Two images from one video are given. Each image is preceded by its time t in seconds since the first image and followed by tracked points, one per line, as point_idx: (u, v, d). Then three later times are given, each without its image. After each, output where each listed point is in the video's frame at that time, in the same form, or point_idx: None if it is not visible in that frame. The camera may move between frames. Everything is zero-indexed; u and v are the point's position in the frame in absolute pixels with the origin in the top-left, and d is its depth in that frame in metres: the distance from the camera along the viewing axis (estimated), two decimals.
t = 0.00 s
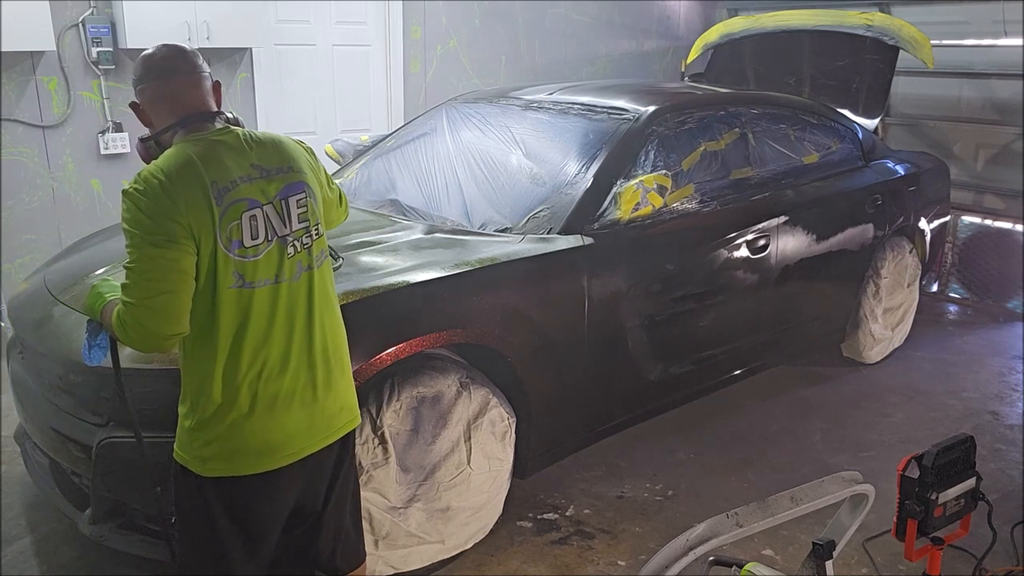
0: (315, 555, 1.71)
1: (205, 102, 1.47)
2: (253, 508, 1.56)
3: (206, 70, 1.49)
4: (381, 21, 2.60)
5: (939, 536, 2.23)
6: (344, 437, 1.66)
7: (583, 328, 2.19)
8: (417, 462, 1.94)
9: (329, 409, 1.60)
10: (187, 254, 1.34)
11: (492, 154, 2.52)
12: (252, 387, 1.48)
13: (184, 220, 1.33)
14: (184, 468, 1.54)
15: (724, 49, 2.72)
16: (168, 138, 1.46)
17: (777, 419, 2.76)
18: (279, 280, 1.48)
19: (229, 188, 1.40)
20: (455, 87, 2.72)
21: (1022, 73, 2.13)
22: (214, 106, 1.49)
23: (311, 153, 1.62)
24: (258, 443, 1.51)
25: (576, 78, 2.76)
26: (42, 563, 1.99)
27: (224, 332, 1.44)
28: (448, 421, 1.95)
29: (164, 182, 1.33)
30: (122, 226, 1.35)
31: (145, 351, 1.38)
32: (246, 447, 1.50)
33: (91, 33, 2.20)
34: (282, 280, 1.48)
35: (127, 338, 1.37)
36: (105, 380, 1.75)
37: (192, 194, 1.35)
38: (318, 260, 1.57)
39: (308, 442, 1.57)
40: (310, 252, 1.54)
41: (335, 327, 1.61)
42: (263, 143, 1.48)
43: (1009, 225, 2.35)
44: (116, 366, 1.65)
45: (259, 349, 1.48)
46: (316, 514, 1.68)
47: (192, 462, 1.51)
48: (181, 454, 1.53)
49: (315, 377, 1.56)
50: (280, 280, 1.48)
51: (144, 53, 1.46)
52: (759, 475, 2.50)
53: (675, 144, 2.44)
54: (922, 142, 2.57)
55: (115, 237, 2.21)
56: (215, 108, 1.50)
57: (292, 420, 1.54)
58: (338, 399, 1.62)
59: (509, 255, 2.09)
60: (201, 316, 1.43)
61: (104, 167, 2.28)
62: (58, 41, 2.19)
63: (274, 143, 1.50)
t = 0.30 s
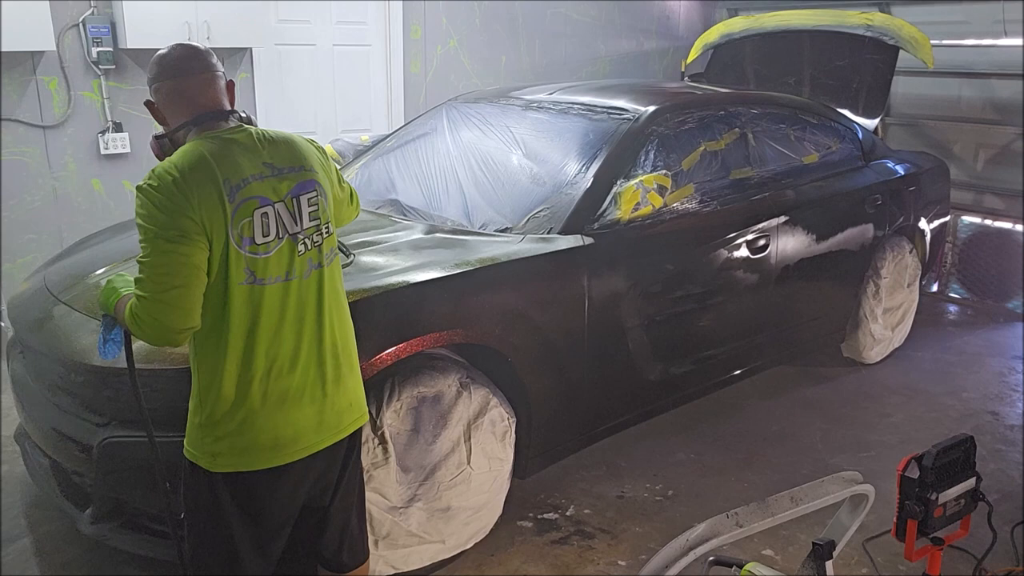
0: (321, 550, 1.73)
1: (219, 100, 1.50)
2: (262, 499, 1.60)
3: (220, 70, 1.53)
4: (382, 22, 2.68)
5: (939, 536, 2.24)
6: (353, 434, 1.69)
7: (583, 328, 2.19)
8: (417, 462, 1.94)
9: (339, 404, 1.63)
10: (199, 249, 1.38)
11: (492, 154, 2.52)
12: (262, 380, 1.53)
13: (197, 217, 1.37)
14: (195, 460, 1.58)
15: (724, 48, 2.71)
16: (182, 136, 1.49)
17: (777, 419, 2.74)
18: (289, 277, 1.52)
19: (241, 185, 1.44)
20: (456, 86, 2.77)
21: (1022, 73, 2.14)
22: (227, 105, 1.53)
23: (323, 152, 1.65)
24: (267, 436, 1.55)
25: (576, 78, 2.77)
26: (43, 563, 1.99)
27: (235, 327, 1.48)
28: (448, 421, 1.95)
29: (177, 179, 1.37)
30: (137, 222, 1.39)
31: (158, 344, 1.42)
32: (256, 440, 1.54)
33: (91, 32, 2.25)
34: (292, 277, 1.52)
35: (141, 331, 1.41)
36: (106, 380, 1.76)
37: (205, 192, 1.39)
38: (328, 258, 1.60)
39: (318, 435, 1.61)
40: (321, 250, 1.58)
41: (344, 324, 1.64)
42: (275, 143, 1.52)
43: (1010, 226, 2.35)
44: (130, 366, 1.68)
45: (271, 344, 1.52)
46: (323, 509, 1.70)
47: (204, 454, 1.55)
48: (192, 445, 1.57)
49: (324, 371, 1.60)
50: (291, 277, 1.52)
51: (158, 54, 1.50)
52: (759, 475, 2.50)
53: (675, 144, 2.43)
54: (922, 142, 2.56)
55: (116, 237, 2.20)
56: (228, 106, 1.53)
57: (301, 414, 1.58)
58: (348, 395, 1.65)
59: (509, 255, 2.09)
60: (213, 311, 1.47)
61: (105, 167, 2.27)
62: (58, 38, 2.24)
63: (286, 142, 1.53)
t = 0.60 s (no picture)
0: (327, 548, 1.73)
1: (234, 99, 1.51)
2: (273, 494, 1.60)
3: (234, 69, 1.54)
4: (380, 20, 2.68)
5: (939, 536, 2.23)
6: (361, 431, 1.70)
7: (583, 328, 2.19)
8: (417, 462, 1.95)
9: (349, 401, 1.64)
10: (214, 244, 1.39)
11: (492, 154, 2.52)
12: (274, 376, 1.53)
13: (212, 212, 1.38)
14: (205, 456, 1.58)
15: (724, 48, 2.71)
16: (197, 134, 1.49)
17: (776, 419, 2.74)
18: (302, 273, 1.53)
19: (256, 182, 1.45)
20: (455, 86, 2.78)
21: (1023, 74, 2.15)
22: (241, 103, 1.53)
23: (335, 150, 1.66)
24: (280, 431, 1.56)
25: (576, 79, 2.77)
26: (43, 563, 1.98)
27: (248, 323, 1.49)
28: (448, 421, 1.95)
29: (193, 175, 1.38)
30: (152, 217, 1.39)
31: (172, 339, 1.43)
32: (268, 435, 1.55)
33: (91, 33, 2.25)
34: (305, 274, 1.53)
35: (155, 325, 1.41)
36: (105, 380, 1.76)
37: (220, 187, 1.40)
38: (340, 255, 1.62)
39: (328, 432, 1.61)
40: (332, 247, 1.59)
41: (355, 321, 1.65)
42: (289, 141, 1.53)
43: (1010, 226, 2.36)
44: (147, 365, 1.71)
45: (283, 340, 1.53)
46: (331, 506, 1.70)
47: (214, 450, 1.55)
48: (202, 442, 1.57)
49: (335, 369, 1.61)
50: (303, 274, 1.53)
51: (174, 52, 1.50)
52: (759, 475, 2.50)
53: (675, 144, 2.43)
54: (922, 142, 2.56)
55: (116, 236, 2.20)
56: (242, 105, 1.54)
57: (314, 410, 1.59)
58: (358, 391, 1.66)
59: (509, 255, 2.09)
60: (226, 306, 1.47)
61: (105, 167, 2.28)
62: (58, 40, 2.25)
63: (299, 141, 1.55)
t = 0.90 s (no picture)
0: (335, 544, 1.74)
1: (251, 97, 1.52)
2: (283, 491, 1.60)
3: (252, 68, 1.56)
4: (380, 19, 2.67)
5: (939, 536, 2.24)
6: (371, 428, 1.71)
7: (583, 328, 2.19)
8: (417, 462, 1.95)
9: (361, 397, 1.65)
10: (233, 239, 1.39)
11: (492, 154, 2.52)
12: (288, 371, 1.54)
13: (232, 207, 1.39)
14: (216, 451, 1.58)
15: (724, 48, 2.71)
16: (215, 132, 1.51)
17: (776, 419, 2.74)
18: (317, 269, 1.54)
19: (274, 178, 1.46)
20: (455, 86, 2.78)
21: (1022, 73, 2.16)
22: (259, 101, 1.55)
23: (350, 148, 1.68)
24: (293, 426, 1.56)
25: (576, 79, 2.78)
26: (42, 563, 1.98)
27: (263, 317, 1.49)
28: (448, 421, 1.95)
29: (213, 169, 1.38)
30: (172, 210, 1.40)
31: (189, 332, 1.43)
32: (280, 430, 1.55)
33: (91, 33, 2.26)
34: (320, 270, 1.54)
35: (173, 318, 1.42)
36: (105, 381, 1.76)
37: (240, 183, 1.41)
38: (354, 253, 1.63)
39: (340, 427, 1.62)
40: (347, 244, 1.60)
41: (367, 318, 1.66)
42: (306, 138, 1.54)
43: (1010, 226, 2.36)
44: (163, 365, 1.71)
45: (297, 335, 1.54)
46: (339, 502, 1.71)
47: (226, 444, 1.55)
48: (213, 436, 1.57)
49: (347, 365, 1.62)
50: (318, 270, 1.54)
51: (194, 52, 1.52)
52: (759, 475, 2.50)
53: (675, 144, 2.43)
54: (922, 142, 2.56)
55: (115, 237, 2.19)
56: (259, 103, 1.55)
57: (327, 405, 1.59)
58: (369, 388, 1.67)
59: (509, 255, 2.09)
60: (242, 301, 1.48)
61: (105, 167, 2.28)
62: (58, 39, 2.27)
63: (315, 139, 1.56)
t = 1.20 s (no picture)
0: (341, 541, 1.73)
1: (269, 96, 1.53)
2: (294, 485, 1.61)
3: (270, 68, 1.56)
4: (380, 20, 2.70)
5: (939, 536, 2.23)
6: (382, 425, 1.71)
7: (583, 328, 2.19)
8: (417, 462, 1.95)
9: (374, 393, 1.65)
10: (253, 234, 1.39)
11: (492, 154, 2.51)
12: (303, 365, 1.54)
13: (252, 203, 1.39)
14: (228, 445, 1.58)
15: (724, 48, 2.71)
16: (233, 130, 1.51)
17: (776, 419, 2.74)
18: (333, 266, 1.54)
19: (293, 175, 1.46)
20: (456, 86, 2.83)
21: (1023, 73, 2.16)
22: (277, 100, 1.55)
23: (367, 147, 1.68)
24: (306, 420, 1.56)
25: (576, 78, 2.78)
26: (42, 563, 1.98)
27: (280, 312, 1.50)
28: (448, 421, 1.95)
29: (234, 166, 1.39)
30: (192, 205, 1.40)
31: (208, 326, 1.43)
32: (293, 424, 1.55)
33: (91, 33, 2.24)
34: (336, 266, 1.54)
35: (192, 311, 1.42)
36: (105, 380, 1.76)
37: (260, 179, 1.41)
38: (369, 250, 1.63)
39: (352, 423, 1.62)
40: (363, 242, 1.60)
41: (380, 315, 1.66)
42: (324, 136, 1.54)
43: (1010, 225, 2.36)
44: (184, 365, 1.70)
45: (313, 330, 1.54)
46: (347, 499, 1.70)
47: (240, 438, 1.56)
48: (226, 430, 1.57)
49: (361, 361, 1.62)
50: (335, 267, 1.54)
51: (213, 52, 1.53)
52: (759, 476, 2.50)
53: (675, 144, 2.43)
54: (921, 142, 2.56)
55: (115, 237, 2.19)
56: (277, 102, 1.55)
57: (340, 400, 1.59)
58: (382, 385, 1.67)
59: (509, 255, 2.09)
60: (259, 296, 1.48)
61: (105, 167, 2.28)
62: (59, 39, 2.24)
63: (333, 137, 1.56)
